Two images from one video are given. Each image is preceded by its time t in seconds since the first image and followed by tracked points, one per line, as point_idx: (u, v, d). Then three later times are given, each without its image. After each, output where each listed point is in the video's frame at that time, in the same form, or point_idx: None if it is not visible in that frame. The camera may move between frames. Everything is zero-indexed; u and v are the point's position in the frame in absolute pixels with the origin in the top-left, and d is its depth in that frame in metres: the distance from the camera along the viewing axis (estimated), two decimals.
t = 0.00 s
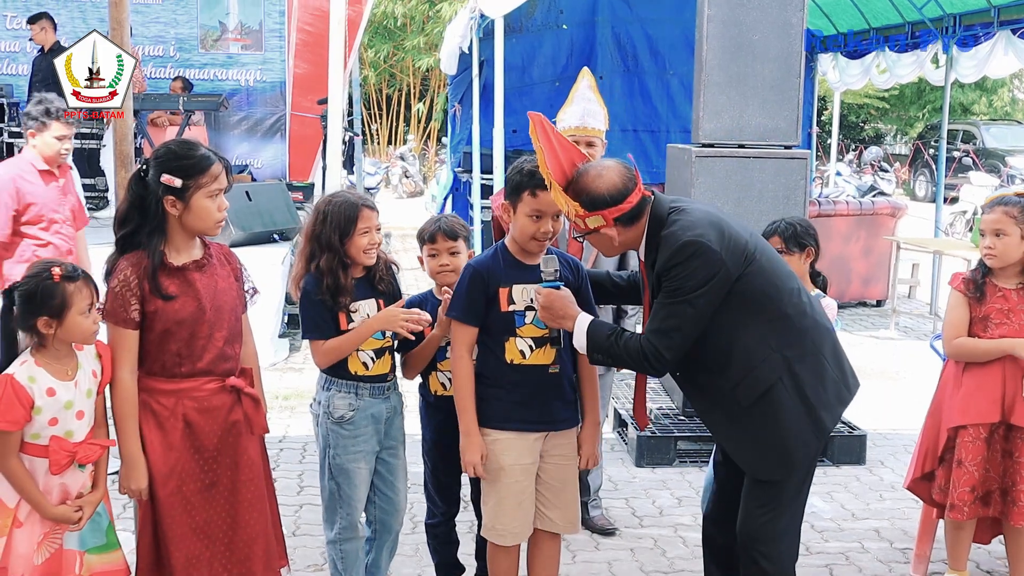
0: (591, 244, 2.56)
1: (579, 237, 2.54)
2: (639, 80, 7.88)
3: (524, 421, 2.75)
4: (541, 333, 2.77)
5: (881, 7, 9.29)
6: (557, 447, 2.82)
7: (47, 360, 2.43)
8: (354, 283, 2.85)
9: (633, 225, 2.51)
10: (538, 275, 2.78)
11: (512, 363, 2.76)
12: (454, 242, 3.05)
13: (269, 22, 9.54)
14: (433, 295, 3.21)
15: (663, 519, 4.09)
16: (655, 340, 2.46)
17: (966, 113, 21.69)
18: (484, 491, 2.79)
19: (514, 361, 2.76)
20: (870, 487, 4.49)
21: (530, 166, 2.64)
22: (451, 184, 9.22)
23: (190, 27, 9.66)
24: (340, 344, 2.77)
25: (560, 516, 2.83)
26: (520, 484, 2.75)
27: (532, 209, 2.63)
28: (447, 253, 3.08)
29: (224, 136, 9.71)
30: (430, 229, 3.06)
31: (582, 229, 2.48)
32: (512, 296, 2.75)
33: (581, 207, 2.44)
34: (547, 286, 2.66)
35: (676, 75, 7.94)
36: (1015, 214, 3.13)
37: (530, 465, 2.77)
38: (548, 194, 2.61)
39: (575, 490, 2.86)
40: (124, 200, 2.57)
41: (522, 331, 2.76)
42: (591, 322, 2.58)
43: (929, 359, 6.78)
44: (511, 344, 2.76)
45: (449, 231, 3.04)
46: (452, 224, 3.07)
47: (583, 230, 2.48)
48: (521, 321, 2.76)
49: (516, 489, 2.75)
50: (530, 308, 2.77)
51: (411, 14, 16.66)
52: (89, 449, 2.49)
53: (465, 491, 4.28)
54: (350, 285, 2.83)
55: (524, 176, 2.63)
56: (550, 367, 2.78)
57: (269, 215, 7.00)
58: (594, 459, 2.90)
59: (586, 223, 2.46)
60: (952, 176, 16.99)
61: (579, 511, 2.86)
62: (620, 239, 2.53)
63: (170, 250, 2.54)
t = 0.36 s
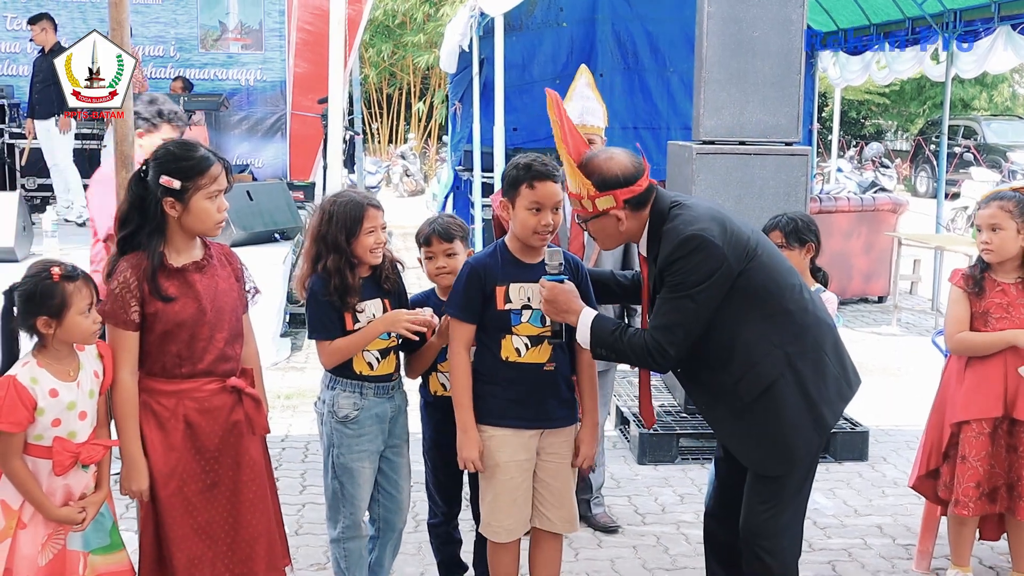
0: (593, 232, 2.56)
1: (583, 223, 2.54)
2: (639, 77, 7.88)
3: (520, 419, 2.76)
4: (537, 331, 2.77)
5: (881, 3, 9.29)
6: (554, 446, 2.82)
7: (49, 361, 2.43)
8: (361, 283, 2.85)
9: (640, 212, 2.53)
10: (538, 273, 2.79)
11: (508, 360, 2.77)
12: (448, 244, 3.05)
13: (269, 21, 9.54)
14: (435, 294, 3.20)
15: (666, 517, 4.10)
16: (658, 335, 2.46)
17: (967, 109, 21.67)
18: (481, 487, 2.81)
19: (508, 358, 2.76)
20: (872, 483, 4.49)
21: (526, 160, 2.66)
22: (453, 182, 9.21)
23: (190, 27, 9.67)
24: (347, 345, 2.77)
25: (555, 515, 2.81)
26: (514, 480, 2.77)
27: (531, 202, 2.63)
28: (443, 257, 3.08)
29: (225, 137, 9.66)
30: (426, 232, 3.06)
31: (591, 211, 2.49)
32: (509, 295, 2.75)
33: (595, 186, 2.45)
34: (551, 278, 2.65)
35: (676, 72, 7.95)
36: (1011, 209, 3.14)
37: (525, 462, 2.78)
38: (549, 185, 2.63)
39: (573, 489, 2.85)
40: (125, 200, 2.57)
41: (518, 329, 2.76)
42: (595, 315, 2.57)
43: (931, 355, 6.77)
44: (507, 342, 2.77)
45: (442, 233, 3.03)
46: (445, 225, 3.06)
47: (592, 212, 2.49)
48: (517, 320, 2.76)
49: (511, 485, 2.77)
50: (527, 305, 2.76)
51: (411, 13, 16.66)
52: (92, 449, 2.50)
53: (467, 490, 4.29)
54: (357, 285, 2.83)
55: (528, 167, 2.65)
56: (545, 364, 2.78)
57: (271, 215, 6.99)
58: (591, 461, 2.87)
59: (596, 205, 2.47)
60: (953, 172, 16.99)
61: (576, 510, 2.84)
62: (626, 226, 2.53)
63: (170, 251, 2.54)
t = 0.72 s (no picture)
0: (618, 194, 2.49)
1: (615, 181, 2.47)
2: (640, 75, 7.86)
3: (521, 418, 2.76)
4: (540, 330, 2.78)
5: None
6: (556, 442, 2.83)
7: (48, 361, 2.43)
8: (359, 282, 2.85)
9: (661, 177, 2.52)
10: (541, 270, 2.79)
11: (512, 360, 2.77)
12: (460, 242, 3.05)
13: (269, 21, 9.37)
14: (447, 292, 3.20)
15: (669, 514, 4.10)
16: (687, 319, 2.40)
17: (968, 105, 21.64)
18: (484, 486, 2.81)
19: (513, 358, 2.77)
20: (874, 479, 4.50)
21: (520, 157, 2.69)
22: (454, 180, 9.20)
23: (190, 26, 9.75)
24: (345, 345, 2.78)
25: (560, 512, 2.82)
26: (517, 478, 2.78)
27: (529, 197, 2.66)
28: (454, 254, 3.08)
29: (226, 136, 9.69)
30: (437, 230, 3.07)
31: (627, 166, 2.45)
32: (511, 294, 2.74)
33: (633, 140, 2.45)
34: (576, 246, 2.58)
35: (676, 69, 7.84)
36: (1013, 204, 3.14)
37: (527, 459, 2.78)
38: (545, 180, 2.67)
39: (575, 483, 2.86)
40: (124, 202, 2.57)
41: (521, 329, 2.76)
42: (623, 295, 2.49)
43: (933, 351, 6.77)
44: (511, 342, 2.77)
45: (454, 231, 3.05)
46: (459, 223, 3.08)
47: (628, 166, 2.45)
48: (519, 319, 2.76)
49: (514, 482, 2.77)
50: (529, 304, 2.77)
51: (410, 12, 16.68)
52: (94, 450, 2.49)
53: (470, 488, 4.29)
54: (354, 284, 2.83)
55: (528, 161, 2.69)
56: (549, 364, 2.79)
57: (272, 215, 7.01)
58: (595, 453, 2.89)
59: (634, 158, 2.44)
60: (954, 168, 16.98)
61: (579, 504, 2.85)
62: (650, 189, 2.51)
63: (169, 251, 2.54)
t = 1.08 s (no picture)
0: (671, 136, 2.48)
1: (673, 120, 2.47)
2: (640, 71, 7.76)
3: (529, 415, 2.76)
4: (548, 326, 2.77)
5: None
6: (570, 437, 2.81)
7: (38, 357, 2.43)
8: (352, 281, 2.85)
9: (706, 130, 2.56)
10: (548, 267, 2.79)
11: (520, 357, 2.77)
12: (464, 239, 3.06)
13: (270, 19, 9.47)
14: (449, 290, 3.19)
15: (672, 511, 4.10)
16: (743, 274, 2.37)
17: (969, 100, 21.62)
18: (493, 483, 2.81)
19: (521, 355, 2.76)
20: (877, 475, 4.49)
21: (523, 158, 2.71)
22: (455, 177, 9.19)
23: (191, 25, 9.72)
24: (336, 345, 2.77)
25: (571, 509, 2.80)
26: (527, 473, 2.78)
27: (530, 198, 2.68)
28: (459, 251, 3.08)
29: (227, 135, 9.72)
30: (442, 226, 3.08)
31: (687, 107, 2.47)
32: (519, 290, 2.75)
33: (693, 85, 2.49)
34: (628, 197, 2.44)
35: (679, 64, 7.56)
36: None
37: (537, 456, 2.78)
38: (546, 181, 2.68)
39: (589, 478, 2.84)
40: (121, 200, 2.58)
41: (529, 325, 2.76)
42: (676, 247, 2.37)
43: (935, 347, 6.76)
44: (519, 339, 2.77)
45: (458, 228, 3.05)
46: (462, 220, 3.09)
47: (689, 108, 2.47)
48: (528, 315, 2.76)
49: (522, 477, 2.77)
50: (537, 300, 2.77)
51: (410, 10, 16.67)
52: (85, 447, 2.48)
53: (474, 486, 4.29)
54: (345, 282, 2.83)
55: (528, 163, 2.70)
56: (559, 360, 2.78)
57: (273, 214, 7.03)
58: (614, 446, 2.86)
59: (693, 102, 2.48)
60: (956, 163, 16.99)
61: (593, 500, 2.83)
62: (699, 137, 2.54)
63: (167, 248, 2.54)
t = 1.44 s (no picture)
0: (716, 109, 2.49)
1: (717, 92, 2.47)
2: (642, 69, 7.79)
3: (560, 410, 2.77)
4: (577, 320, 2.80)
5: None
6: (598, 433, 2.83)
7: (23, 349, 2.45)
8: (350, 281, 2.85)
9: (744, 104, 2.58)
10: (582, 264, 2.82)
11: (547, 350, 2.79)
12: (460, 236, 3.05)
13: (270, 18, 9.54)
14: (442, 287, 3.21)
15: (673, 507, 4.10)
16: (791, 259, 2.39)
17: (971, 96, 21.59)
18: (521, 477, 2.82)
19: (550, 348, 2.79)
20: (880, 471, 4.49)
21: (564, 155, 2.73)
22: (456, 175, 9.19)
23: (191, 24, 9.69)
24: (335, 347, 2.78)
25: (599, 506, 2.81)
26: (556, 470, 2.79)
27: (565, 196, 2.70)
28: (455, 249, 3.07)
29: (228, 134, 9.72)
30: (438, 224, 3.07)
31: (733, 80, 2.49)
32: (550, 282, 2.79)
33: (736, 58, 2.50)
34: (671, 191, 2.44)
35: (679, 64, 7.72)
36: None
37: (565, 452, 2.79)
38: (582, 180, 2.68)
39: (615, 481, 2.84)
40: (111, 201, 2.61)
41: (558, 318, 2.79)
42: (723, 237, 2.39)
43: (937, 343, 6.76)
44: (547, 332, 2.79)
45: (454, 226, 3.05)
46: (458, 219, 3.08)
47: (733, 82, 2.49)
48: (557, 308, 2.79)
49: (550, 471, 2.78)
50: (568, 294, 2.80)
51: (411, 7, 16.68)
52: (62, 440, 2.44)
53: (476, 484, 4.29)
54: (342, 281, 2.83)
55: (564, 161, 2.71)
56: (586, 354, 2.80)
57: (274, 211, 7.00)
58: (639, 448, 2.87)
59: (736, 76, 2.50)
60: (957, 159, 16.99)
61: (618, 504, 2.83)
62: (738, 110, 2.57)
63: (157, 247, 2.57)
